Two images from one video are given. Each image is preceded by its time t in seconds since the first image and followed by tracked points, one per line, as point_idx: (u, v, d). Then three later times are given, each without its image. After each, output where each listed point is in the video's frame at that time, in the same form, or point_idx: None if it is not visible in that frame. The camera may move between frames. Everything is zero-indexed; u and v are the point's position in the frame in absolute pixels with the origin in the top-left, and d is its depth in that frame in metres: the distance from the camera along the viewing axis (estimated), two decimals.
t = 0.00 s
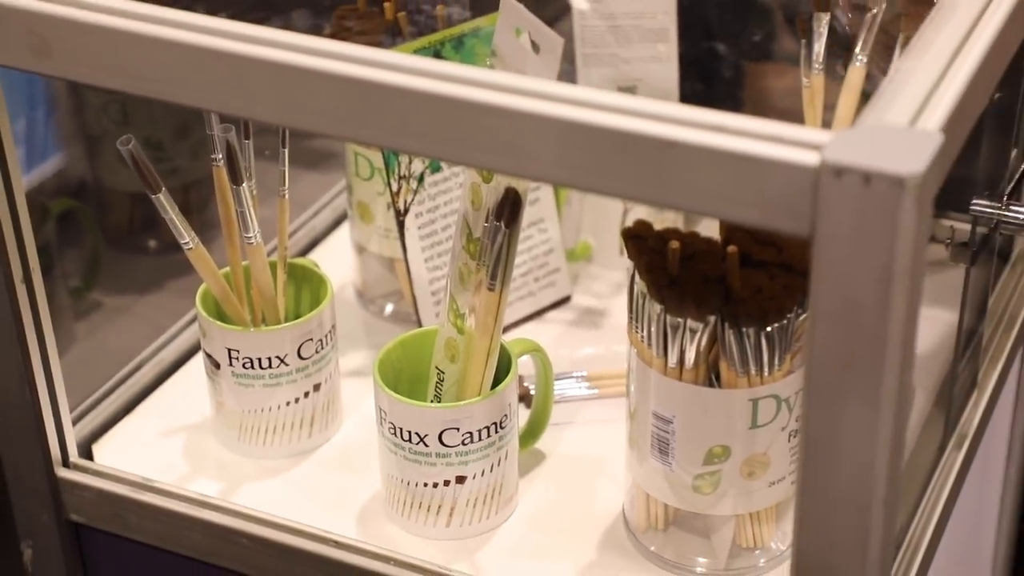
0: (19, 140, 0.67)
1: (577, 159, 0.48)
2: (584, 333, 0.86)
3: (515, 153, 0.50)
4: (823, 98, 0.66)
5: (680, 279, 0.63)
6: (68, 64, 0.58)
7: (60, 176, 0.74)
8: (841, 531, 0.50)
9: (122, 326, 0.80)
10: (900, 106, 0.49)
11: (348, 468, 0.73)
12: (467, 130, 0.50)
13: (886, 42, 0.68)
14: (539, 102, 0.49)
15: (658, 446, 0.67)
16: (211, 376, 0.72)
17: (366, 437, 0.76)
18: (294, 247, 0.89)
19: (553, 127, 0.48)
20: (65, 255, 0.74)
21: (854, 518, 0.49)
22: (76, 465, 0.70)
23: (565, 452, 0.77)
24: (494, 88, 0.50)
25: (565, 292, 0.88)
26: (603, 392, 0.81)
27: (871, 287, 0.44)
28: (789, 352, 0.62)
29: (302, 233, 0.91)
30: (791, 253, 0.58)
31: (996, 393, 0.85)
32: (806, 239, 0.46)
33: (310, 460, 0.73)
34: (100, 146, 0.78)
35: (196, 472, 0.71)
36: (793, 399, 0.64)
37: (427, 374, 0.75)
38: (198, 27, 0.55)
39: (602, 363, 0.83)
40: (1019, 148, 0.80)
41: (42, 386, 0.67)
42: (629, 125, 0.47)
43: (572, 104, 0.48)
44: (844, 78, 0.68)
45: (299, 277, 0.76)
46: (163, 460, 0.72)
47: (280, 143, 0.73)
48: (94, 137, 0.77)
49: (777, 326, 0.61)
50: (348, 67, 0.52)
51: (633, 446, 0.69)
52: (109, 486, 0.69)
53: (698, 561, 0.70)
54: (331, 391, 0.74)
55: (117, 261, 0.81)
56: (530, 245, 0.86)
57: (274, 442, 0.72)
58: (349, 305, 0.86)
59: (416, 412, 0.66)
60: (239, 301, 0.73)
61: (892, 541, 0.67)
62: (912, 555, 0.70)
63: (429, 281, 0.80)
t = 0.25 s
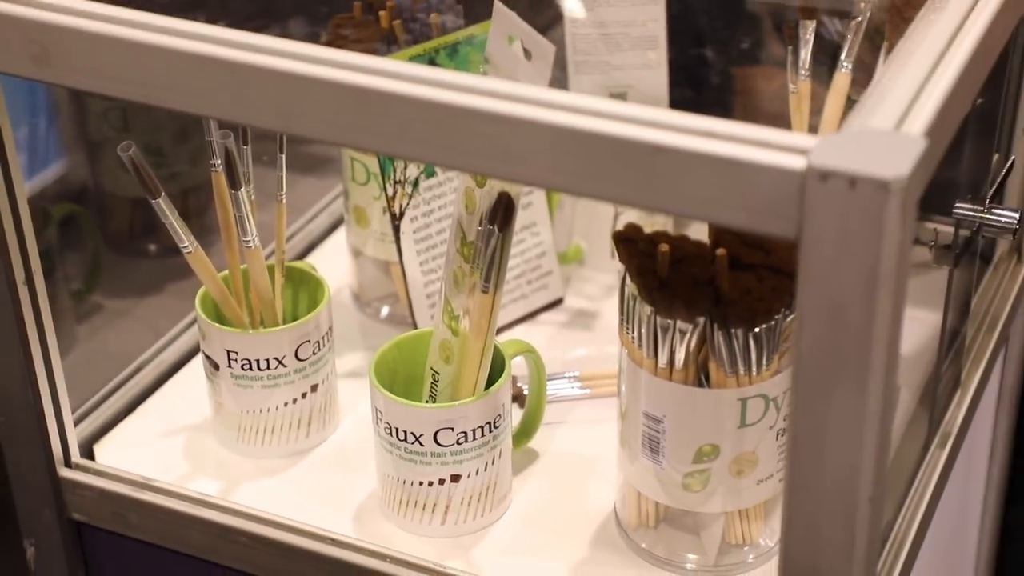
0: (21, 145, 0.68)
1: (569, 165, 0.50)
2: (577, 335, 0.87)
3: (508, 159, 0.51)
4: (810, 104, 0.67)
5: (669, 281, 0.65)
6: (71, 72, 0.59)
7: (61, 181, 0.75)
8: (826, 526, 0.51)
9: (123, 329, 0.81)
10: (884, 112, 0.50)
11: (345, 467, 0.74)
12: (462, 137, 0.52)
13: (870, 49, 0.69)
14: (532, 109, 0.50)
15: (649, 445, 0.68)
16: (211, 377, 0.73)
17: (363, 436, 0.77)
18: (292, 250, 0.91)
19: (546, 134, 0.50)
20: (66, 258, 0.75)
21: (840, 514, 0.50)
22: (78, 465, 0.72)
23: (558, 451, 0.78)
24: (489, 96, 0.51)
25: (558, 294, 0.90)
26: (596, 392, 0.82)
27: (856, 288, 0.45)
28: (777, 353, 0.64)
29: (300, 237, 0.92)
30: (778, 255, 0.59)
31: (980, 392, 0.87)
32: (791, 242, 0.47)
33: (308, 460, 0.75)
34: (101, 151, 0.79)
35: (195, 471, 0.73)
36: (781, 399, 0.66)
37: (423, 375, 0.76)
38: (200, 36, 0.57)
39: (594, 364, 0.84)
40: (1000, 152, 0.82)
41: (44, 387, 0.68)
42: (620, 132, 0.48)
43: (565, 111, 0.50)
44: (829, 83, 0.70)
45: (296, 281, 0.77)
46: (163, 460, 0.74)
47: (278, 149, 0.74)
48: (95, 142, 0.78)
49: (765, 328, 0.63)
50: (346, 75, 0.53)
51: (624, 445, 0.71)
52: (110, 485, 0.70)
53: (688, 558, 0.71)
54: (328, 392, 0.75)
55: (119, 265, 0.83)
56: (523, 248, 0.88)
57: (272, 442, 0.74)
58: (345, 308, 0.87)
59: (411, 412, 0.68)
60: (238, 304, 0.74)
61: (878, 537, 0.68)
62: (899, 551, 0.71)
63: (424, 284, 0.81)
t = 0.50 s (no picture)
0: (21, 152, 0.69)
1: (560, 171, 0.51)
2: (569, 337, 0.89)
3: (502, 165, 0.53)
4: (795, 109, 0.68)
5: (659, 283, 0.66)
6: (72, 80, 0.61)
7: (60, 188, 0.77)
8: (814, 521, 0.52)
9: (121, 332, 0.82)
10: (868, 118, 0.52)
11: (340, 468, 0.76)
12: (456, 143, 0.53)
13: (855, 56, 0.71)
14: (525, 114, 0.51)
15: (639, 444, 0.70)
16: (208, 379, 0.74)
17: (358, 437, 0.78)
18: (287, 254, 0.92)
19: (538, 140, 0.51)
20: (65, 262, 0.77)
21: (827, 509, 0.52)
22: (77, 466, 0.73)
23: (550, 451, 0.80)
24: (482, 101, 0.53)
25: (549, 296, 0.91)
26: (587, 392, 0.84)
27: (841, 289, 0.47)
28: (764, 354, 0.65)
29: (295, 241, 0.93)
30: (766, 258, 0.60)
31: (964, 392, 0.88)
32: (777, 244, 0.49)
33: (304, 460, 0.76)
34: (100, 158, 0.81)
35: (193, 472, 0.74)
36: (768, 399, 0.67)
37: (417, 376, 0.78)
38: (199, 44, 0.58)
39: (585, 365, 0.86)
40: (982, 156, 0.83)
41: (44, 390, 0.69)
42: (610, 137, 0.50)
43: (557, 116, 0.51)
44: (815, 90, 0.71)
45: (291, 285, 0.79)
46: (162, 461, 0.75)
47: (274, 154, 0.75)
48: (94, 149, 0.80)
49: (752, 329, 0.64)
50: (343, 82, 0.54)
51: (615, 445, 0.72)
52: (109, 486, 0.71)
53: (678, 556, 0.72)
54: (324, 393, 0.77)
55: (116, 270, 0.85)
56: (515, 251, 0.89)
57: (268, 442, 0.75)
58: (340, 311, 0.88)
59: (405, 413, 0.69)
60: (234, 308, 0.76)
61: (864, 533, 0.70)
62: (884, 548, 0.73)
63: (418, 287, 0.83)
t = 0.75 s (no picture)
0: (21, 156, 0.70)
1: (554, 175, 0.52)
2: (562, 337, 0.90)
3: (496, 169, 0.54)
4: (785, 113, 0.69)
5: (650, 285, 0.67)
6: (73, 86, 0.62)
7: (61, 191, 0.78)
8: (803, 516, 0.54)
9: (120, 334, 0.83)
10: (855, 122, 0.53)
11: (337, 467, 0.77)
12: (451, 148, 0.54)
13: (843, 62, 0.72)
14: (519, 119, 0.53)
15: (631, 443, 0.71)
16: (206, 379, 0.75)
17: (354, 436, 0.79)
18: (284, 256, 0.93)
19: (532, 144, 0.52)
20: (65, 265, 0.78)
21: (815, 504, 0.53)
22: (77, 466, 0.74)
23: (544, 450, 0.81)
24: (477, 107, 0.54)
25: (542, 297, 0.92)
26: (580, 392, 0.85)
27: (828, 289, 0.48)
28: (755, 354, 0.66)
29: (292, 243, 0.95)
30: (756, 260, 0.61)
31: (951, 391, 0.90)
32: (766, 246, 0.50)
33: (301, 460, 0.77)
34: (100, 161, 0.81)
35: (191, 472, 0.75)
36: (758, 399, 0.68)
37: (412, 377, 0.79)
38: (198, 50, 0.59)
39: (578, 365, 0.87)
40: (969, 159, 0.84)
41: (44, 391, 0.70)
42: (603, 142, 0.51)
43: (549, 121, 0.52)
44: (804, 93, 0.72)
45: (288, 287, 0.80)
46: (160, 461, 0.76)
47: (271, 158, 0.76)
48: (94, 153, 0.81)
49: (743, 329, 0.65)
50: (341, 88, 0.55)
51: (608, 444, 0.73)
52: (108, 486, 0.72)
53: (670, 553, 0.73)
54: (320, 394, 0.78)
55: (117, 272, 0.85)
56: (509, 253, 0.90)
57: (266, 442, 0.76)
58: (337, 312, 0.90)
59: (401, 413, 0.70)
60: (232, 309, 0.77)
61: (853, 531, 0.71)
62: (873, 546, 0.74)
63: (413, 289, 0.84)
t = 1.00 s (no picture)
0: (18, 159, 0.71)
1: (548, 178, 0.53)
2: (555, 338, 0.90)
3: (491, 172, 0.54)
4: (776, 116, 0.70)
5: (642, 286, 0.68)
6: (71, 90, 0.62)
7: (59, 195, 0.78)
8: (793, 513, 0.54)
9: (117, 336, 0.84)
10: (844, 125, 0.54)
11: (332, 468, 0.77)
12: (446, 151, 0.55)
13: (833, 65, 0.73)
14: (512, 122, 0.53)
15: (624, 443, 0.71)
16: (202, 381, 0.76)
17: (349, 437, 0.80)
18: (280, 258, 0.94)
19: (526, 147, 0.53)
20: (62, 268, 0.79)
21: (806, 501, 0.54)
22: (74, 468, 0.74)
23: (537, 450, 0.82)
24: (471, 110, 0.54)
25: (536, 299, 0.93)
26: (573, 393, 0.85)
27: (818, 288, 0.48)
28: (745, 355, 0.67)
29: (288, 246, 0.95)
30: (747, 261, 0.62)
31: (940, 391, 0.90)
32: (757, 247, 0.50)
33: (296, 461, 0.77)
34: (97, 165, 0.82)
35: (188, 473, 0.76)
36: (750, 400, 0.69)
37: (406, 378, 0.79)
38: (196, 55, 0.59)
39: (572, 366, 0.88)
40: (957, 162, 0.85)
41: (42, 393, 0.71)
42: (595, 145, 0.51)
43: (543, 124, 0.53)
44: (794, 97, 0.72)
45: (284, 288, 0.80)
46: (157, 462, 0.76)
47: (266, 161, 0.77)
48: (91, 157, 0.81)
49: (734, 330, 0.66)
50: (336, 92, 0.56)
51: (601, 444, 0.74)
52: (105, 487, 0.73)
53: (662, 552, 0.74)
54: (316, 395, 0.78)
55: (116, 274, 0.86)
56: (503, 255, 0.91)
57: (262, 443, 0.77)
58: (332, 314, 0.90)
59: (395, 414, 0.70)
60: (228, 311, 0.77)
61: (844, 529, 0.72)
62: (863, 544, 0.74)
63: (408, 291, 0.85)
